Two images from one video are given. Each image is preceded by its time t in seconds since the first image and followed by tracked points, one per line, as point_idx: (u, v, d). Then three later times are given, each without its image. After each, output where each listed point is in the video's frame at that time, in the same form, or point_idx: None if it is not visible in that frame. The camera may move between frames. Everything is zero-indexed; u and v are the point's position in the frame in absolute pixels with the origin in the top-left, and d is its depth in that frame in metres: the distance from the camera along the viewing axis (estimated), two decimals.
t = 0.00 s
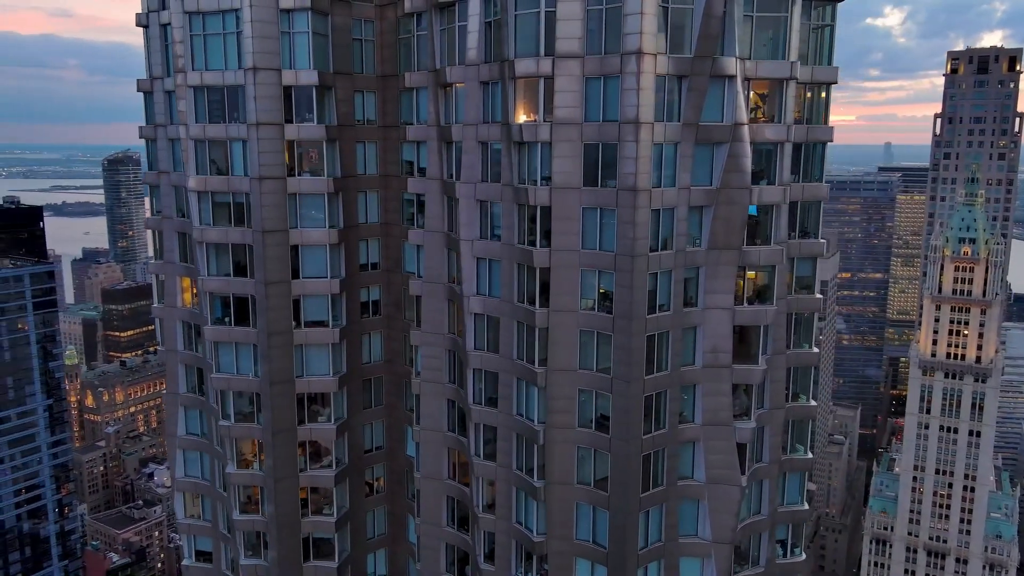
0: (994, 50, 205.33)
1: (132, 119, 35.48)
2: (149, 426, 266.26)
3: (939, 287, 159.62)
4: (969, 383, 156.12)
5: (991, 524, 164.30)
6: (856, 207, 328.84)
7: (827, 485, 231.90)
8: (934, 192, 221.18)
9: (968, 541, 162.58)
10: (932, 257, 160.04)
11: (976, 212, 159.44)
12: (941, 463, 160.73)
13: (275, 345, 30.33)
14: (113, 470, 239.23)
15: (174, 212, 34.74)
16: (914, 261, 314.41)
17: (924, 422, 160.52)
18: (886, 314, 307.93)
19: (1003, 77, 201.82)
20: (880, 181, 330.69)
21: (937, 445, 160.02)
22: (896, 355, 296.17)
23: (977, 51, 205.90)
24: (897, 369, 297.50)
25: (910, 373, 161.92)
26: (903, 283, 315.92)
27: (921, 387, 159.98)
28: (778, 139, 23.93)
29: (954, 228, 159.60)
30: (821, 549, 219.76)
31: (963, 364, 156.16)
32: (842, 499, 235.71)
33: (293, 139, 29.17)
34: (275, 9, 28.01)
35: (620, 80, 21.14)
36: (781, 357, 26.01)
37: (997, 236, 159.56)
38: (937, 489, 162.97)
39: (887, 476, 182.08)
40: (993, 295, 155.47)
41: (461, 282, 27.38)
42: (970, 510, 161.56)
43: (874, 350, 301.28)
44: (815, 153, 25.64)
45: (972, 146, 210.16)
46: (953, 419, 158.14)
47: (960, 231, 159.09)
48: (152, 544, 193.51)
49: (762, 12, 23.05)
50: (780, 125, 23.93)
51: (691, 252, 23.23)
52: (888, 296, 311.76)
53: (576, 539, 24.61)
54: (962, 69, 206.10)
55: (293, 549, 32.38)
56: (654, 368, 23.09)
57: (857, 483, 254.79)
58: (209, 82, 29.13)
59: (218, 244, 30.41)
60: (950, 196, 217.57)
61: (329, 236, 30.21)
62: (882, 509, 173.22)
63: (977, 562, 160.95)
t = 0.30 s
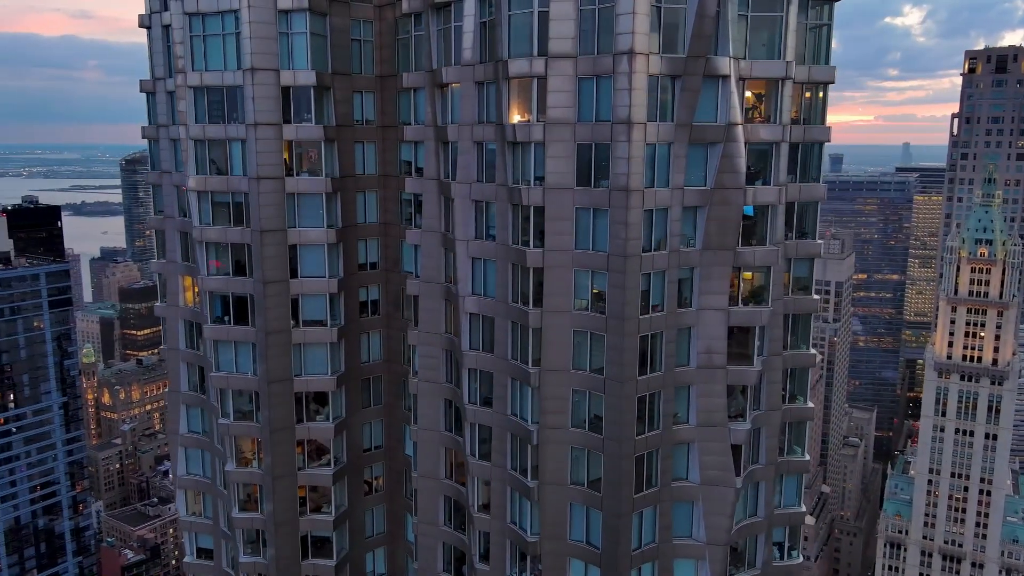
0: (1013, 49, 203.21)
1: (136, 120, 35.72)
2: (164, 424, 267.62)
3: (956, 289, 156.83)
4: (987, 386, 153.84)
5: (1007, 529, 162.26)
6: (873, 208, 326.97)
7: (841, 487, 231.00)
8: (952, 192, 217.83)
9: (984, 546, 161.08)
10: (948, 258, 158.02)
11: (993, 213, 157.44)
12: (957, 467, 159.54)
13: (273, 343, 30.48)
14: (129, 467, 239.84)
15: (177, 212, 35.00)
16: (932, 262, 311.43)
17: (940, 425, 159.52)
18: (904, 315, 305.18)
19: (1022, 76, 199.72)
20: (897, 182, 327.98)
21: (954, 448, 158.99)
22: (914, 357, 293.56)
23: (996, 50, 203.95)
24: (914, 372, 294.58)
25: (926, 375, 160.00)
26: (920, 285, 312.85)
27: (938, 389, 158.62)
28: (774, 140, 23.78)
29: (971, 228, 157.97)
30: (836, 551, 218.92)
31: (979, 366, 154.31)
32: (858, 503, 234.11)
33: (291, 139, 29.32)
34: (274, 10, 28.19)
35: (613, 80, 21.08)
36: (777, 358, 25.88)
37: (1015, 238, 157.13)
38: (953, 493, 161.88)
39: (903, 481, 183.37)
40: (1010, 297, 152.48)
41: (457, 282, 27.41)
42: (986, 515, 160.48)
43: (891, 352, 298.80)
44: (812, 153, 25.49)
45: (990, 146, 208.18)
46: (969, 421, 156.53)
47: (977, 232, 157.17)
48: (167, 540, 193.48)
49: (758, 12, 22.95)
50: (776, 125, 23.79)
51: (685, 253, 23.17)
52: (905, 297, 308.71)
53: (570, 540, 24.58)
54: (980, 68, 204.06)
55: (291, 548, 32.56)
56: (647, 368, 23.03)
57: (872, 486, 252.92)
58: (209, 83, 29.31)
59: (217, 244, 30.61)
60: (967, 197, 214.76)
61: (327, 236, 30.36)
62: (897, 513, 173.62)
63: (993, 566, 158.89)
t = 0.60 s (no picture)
0: None
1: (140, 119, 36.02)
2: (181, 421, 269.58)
3: (974, 291, 154.06)
4: (1005, 389, 151.95)
5: None
6: (892, 208, 324.11)
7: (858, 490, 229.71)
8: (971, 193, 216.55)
9: (1003, 551, 157.21)
10: (966, 259, 154.95)
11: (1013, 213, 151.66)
12: (974, 471, 157.33)
13: (271, 343, 30.65)
14: (146, 464, 242.06)
15: (179, 211, 35.29)
16: (952, 263, 307.61)
17: (957, 429, 157.73)
18: (923, 317, 301.91)
19: None
20: (917, 182, 323.50)
21: (971, 452, 156.80)
22: (932, 360, 290.62)
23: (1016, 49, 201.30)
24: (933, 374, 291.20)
25: (945, 378, 159.69)
26: (939, 286, 309.17)
27: (955, 392, 157.08)
28: (770, 139, 23.60)
29: (989, 230, 154.20)
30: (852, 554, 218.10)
31: (998, 369, 152.23)
32: (875, 506, 232.38)
33: (290, 139, 29.51)
34: (272, 11, 28.39)
35: (605, 80, 21.02)
36: (773, 359, 25.73)
37: None
38: (971, 497, 159.65)
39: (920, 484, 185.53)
40: None
41: (452, 282, 27.48)
42: (1005, 519, 156.38)
43: (910, 354, 295.91)
44: (808, 153, 25.35)
45: (1010, 146, 205.40)
46: (987, 425, 154.13)
47: (995, 233, 153.17)
48: (181, 537, 194.55)
49: (752, 11, 22.77)
50: (771, 125, 23.62)
51: (678, 253, 23.07)
52: (924, 299, 305.06)
53: (563, 540, 24.56)
54: (1000, 68, 201.39)
55: (290, 545, 32.73)
56: (639, 369, 22.97)
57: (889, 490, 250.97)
58: (208, 83, 29.53)
59: (217, 243, 30.85)
60: (987, 197, 212.67)
61: (326, 235, 30.53)
62: (913, 517, 175.46)
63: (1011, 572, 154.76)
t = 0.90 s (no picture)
0: None
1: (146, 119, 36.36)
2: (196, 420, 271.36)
3: (990, 292, 151.71)
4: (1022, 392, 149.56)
5: None
6: (910, 209, 322.26)
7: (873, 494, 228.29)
8: (989, 194, 215.20)
9: (1019, 556, 154.52)
10: (983, 260, 152.12)
11: None
12: (990, 474, 155.40)
13: (270, 341, 30.81)
14: (161, 462, 243.83)
15: (181, 211, 35.51)
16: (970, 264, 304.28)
17: (973, 431, 156.15)
18: (941, 318, 298.75)
19: None
20: (934, 183, 321.71)
21: (988, 456, 155.08)
22: (950, 362, 287.00)
23: None
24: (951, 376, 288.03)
25: (960, 380, 157.21)
26: (958, 288, 305.67)
27: (971, 394, 155.01)
28: (765, 139, 23.40)
29: (1007, 230, 150.21)
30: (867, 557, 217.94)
31: (1015, 372, 149.78)
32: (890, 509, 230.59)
33: (289, 139, 29.65)
34: (271, 12, 28.54)
35: (598, 80, 20.98)
36: (770, 361, 25.58)
37: None
38: (986, 501, 158.02)
39: (935, 487, 185.72)
40: None
41: (449, 281, 27.52)
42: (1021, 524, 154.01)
43: (927, 356, 292.93)
44: (805, 153, 25.19)
45: None
46: (1004, 428, 152.35)
47: (1013, 234, 149.29)
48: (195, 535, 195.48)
49: (747, 11, 22.65)
50: (767, 125, 23.43)
51: (673, 254, 23.01)
52: (942, 300, 301.72)
53: (557, 541, 24.55)
54: (1018, 67, 199.24)
55: (289, 544, 32.88)
56: (633, 369, 22.92)
57: (904, 492, 249.01)
58: (209, 84, 29.75)
59: (217, 242, 31.06)
60: (1006, 198, 210.64)
61: (325, 235, 30.65)
62: (929, 520, 175.86)
63: None
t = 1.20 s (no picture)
0: None
1: (151, 119, 36.69)
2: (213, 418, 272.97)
3: (1010, 294, 149.67)
4: None
5: None
6: (929, 210, 320.48)
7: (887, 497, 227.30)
8: (1010, 194, 213.79)
9: None
10: (1002, 262, 149.78)
11: None
12: (1009, 478, 153.59)
13: (269, 341, 31.01)
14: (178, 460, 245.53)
15: (185, 211, 35.79)
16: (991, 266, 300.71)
17: (992, 435, 153.45)
18: (960, 320, 294.89)
19: None
20: (954, 184, 319.29)
21: (1007, 460, 153.04)
22: (970, 364, 282.75)
23: None
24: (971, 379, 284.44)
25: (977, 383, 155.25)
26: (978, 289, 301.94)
27: (989, 398, 153.04)
28: (761, 139, 23.23)
29: None
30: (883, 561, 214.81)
31: None
32: (908, 513, 228.06)
33: (288, 139, 29.80)
34: (270, 13, 28.68)
35: (590, 80, 20.95)
36: (767, 362, 25.45)
37: None
38: (1005, 505, 155.61)
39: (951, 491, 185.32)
40: None
41: (446, 281, 27.60)
42: None
43: (947, 358, 287.46)
44: (803, 153, 25.02)
45: None
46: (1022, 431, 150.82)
47: None
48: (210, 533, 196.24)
49: (742, 12, 22.51)
50: (763, 125, 23.27)
51: (667, 255, 22.92)
52: (962, 302, 297.98)
53: (551, 541, 24.54)
54: None
55: (289, 542, 33.07)
56: (627, 369, 22.85)
57: (922, 496, 246.26)
58: (210, 85, 29.98)
59: (218, 242, 31.29)
60: None
61: (324, 235, 30.80)
62: (946, 524, 173.92)
63: None
